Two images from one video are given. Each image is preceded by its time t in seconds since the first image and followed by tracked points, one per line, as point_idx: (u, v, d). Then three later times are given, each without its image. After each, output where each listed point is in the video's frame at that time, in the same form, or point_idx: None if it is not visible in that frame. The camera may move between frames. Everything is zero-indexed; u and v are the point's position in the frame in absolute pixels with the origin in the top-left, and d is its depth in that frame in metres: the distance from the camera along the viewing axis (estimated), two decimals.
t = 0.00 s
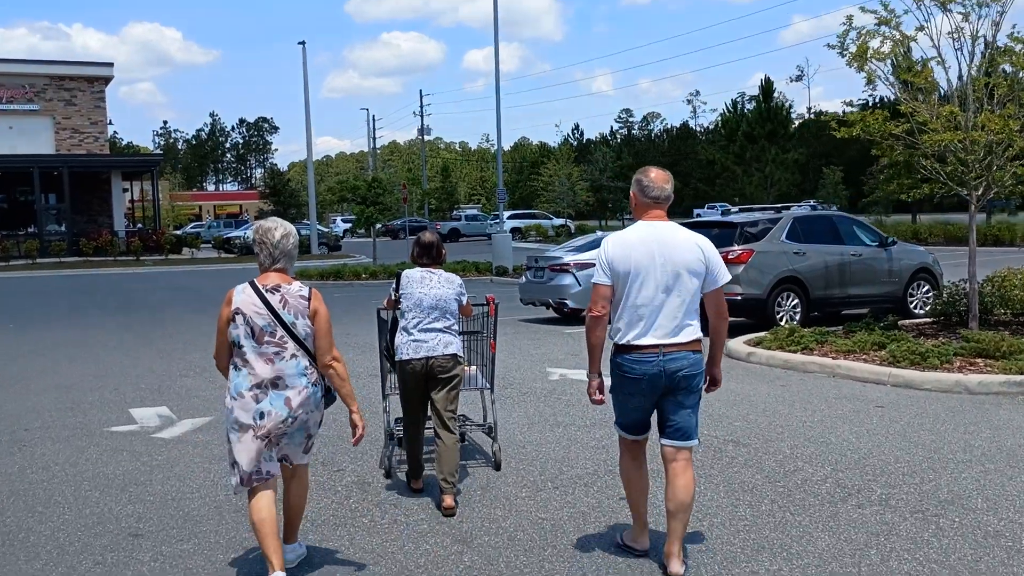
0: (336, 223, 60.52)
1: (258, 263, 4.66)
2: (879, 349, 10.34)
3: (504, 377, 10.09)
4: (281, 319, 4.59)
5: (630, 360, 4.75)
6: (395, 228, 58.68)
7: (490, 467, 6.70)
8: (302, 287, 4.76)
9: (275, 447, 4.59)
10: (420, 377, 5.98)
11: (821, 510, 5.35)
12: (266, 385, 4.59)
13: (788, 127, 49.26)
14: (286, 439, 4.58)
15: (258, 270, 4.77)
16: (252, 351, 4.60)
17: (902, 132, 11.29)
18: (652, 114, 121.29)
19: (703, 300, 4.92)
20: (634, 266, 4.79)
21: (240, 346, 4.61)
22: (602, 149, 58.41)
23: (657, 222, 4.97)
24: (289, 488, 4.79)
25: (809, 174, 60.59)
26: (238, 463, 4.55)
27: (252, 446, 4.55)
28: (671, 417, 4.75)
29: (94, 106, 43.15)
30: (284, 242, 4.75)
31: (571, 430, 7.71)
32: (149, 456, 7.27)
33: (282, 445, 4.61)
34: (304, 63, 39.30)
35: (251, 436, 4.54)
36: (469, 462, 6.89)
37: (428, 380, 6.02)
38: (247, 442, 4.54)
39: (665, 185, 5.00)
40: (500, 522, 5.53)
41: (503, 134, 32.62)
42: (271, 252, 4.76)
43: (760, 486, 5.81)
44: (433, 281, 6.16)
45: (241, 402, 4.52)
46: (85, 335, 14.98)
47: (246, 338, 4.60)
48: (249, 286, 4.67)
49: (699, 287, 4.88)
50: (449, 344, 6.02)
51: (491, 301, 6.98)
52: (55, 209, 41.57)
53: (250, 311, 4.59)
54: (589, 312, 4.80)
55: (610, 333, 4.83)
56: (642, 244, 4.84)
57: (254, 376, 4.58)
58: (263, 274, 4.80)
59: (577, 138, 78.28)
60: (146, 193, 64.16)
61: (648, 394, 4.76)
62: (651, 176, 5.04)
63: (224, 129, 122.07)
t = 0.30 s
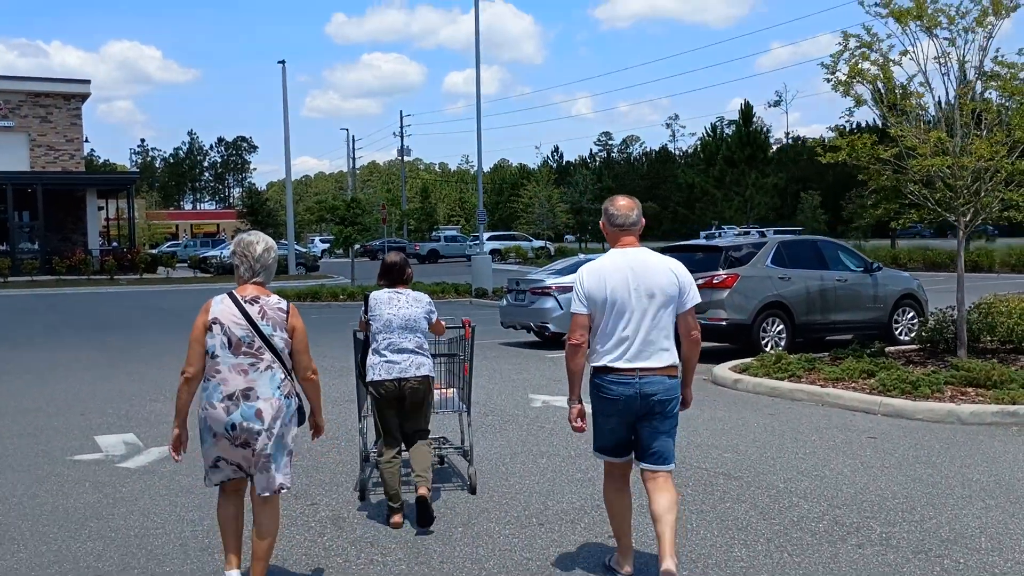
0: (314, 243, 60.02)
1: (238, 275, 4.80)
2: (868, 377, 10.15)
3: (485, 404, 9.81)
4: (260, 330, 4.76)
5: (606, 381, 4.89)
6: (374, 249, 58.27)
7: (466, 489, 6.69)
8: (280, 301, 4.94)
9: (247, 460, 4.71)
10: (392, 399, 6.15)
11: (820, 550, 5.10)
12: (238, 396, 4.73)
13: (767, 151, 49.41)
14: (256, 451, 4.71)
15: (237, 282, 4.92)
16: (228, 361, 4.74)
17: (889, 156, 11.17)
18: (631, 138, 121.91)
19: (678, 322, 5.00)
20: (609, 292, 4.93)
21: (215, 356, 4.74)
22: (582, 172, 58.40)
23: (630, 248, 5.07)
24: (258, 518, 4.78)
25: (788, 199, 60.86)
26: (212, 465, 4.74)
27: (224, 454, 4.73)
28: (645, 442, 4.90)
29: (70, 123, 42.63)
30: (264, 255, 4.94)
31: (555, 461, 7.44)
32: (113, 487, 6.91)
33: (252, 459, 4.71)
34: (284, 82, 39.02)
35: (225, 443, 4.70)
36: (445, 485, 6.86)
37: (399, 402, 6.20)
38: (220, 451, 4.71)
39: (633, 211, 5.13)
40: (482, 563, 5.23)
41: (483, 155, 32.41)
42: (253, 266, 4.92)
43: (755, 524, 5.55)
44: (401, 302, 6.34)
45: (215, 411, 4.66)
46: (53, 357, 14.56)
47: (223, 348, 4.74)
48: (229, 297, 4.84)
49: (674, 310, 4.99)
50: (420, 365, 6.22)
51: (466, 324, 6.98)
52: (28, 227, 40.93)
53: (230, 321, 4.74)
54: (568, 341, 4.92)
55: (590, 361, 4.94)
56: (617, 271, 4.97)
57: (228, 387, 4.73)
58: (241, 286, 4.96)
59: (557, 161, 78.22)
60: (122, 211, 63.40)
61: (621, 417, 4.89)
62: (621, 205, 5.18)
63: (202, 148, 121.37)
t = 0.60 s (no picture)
0: (296, 258, 59.57)
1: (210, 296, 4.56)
2: (862, 395, 9.94)
3: (471, 424, 9.53)
4: (232, 352, 4.51)
5: (591, 390, 5.02)
6: (357, 263, 57.87)
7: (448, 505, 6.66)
8: (253, 319, 4.67)
9: (223, 483, 4.50)
10: (382, 416, 5.94)
11: None
12: (212, 419, 4.51)
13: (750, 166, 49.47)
14: (231, 474, 4.50)
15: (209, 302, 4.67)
16: (201, 384, 4.51)
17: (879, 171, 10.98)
18: (613, 153, 122.37)
19: (663, 333, 5.13)
20: (592, 301, 5.07)
21: (188, 379, 4.51)
22: (565, 187, 58.33)
23: (615, 260, 5.20)
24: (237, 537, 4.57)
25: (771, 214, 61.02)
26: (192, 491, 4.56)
27: (198, 477, 4.51)
28: (640, 450, 5.07)
29: (48, 136, 42.14)
30: (232, 276, 4.65)
31: (545, 484, 7.17)
32: (82, 513, 6.58)
33: (226, 482, 4.50)
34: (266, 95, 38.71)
35: (199, 467, 4.50)
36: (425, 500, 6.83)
37: (388, 419, 6.01)
38: (193, 475, 4.50)
39: (619, 224, 5.25)
40: None
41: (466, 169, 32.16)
42: (225, 286, 4.66)
43: (757, 552, 5.31)
44: (386, 319, 6.11)
45: (187, 435, 4.45)
46: (25, 374, 14.16)
47: (196, 371, 4.50)
48: (199, 319, 4.59)
49: (658, 321, 5.12)
50: (407, 382, 6.02)
51: (449, 338, 6.76)
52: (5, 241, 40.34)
53: (201, 344, 4.49)
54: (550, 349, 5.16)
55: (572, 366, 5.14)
56: (601, 281, 5.12)
57: (200, 411, 4.50)
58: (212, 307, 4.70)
59: (540, 176, 78.15)
60: (101, 225, 62.71)
61: (614, 426, 4.98)
62: (609, 218, 5.30)
63: (183, 162, 120.64)
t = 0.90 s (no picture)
0: (279, 269, 59.11)
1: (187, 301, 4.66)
2: (862, 408, 9.72)
3: (462, 439, 9.26)
4: (208, 357, 4.58)
5: (596, 400, 5.00)
6: (341, 274, 57.47)
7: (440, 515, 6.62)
8: (227, 325, 4.75)
9: (203, 489, 4.52)
10: (370, 420, 6.09)
11: None
12: (191, 424, 4.54)
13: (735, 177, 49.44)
14: (213, 478, 4.52)
15: (185, 311, 4.77)
16: (178, 390, 4.56)
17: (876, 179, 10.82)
18: (598, 164, 122.58)
19: (660, 343, 5.16)
20: (597, 311, 5.06)
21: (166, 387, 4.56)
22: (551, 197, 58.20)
23: (618, 271, 5.20)
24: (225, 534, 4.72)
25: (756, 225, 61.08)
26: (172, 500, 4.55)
27: (178, 485, 4.50)
28: (635, 453, 5.10)
29: (29, 145, 41.64)
30: (207, 284, 4.76)
31: (542, 502, 6.91)
32: (56, 535, 6.27)
33: (208, 487, 4.52)
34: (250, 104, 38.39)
35: (179, 474, 4.50)
36: (415, 510, 6.79)
37: (377, 424, 6.14)
38: (174, 481, 4.50)
39: (624, 236, 5.25)
40: None
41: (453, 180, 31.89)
42: (202, 294, 4.78)
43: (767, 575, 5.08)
44: (380, 326, 6.29)
45: (166, 441, 4.46)
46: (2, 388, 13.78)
47: (173, 377, 4.56)
48: (175, 326, 4.67)
49: (657, 332, 5.14)
50: (398, 388, 6.17)
51: (440, 349, 6.62)
52: None
53: (177, 350, 4.57)
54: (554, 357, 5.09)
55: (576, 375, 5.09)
56: (605, 290, 5.11)
57: (179, 416, 4.53)
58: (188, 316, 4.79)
59: (525, 187, 78.01)
60: (82, 236, 62.03)
61: (616, 433, 5.01)
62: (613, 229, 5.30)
63: (165, 173, 119.90)
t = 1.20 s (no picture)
0: (270, 271, 58.78)
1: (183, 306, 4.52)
2: (867, 413, 9.51)
3: (459, 446, 9.02)
4: (200, 363, 4.41)
5: (591, 400, 5.16)
6: (332, 277, 57.18)
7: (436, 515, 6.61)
8: (225, 331, 4.56)
9: (190, 495, 4.36)
10: (358, 428, 5.92)
11: None
12: (182, 428, 4.40)
13: (727, 179, 49.36)
14: (202, 485, 4.37)
15: (183, 315, 4.62)
16: (170, 394, 4.41)
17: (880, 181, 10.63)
18: (589, 166, 122.84)
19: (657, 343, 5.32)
20: (596, 314, 5.20)
21: (158, 390, 4.43)
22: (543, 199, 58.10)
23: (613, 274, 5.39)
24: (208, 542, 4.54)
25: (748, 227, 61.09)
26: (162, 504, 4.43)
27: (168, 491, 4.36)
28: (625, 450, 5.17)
29: (16, 147, 41.25)
30: (208, 288, 4.62)
31: (545, 513, 6.67)
32: (38, 550, 5.99)
33: (195, 494, 4.36)
34: (240, 105, 38.10)
35: (166, 480, 4.36)
36: (411, 510, 6.77)
37: (364, 429, 5.96)
38: (163, 487, 4.36)
39: (619, 241, 5.44)
40: None
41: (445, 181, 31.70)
42: (200, 298, 4.62)
43: None
44: (369, 332, 6.07)
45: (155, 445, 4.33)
46: None
47: (165, 381, 4.42)
48: (171, 331, 4.53)
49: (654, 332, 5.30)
50: (386, 394, 5.96)
51: (437, 349, 6.56)
52: None
53: (169, 353, 4.42)
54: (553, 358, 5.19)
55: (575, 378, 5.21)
56: (604, 293, 5.26)
57: (170, 420, 4.39)
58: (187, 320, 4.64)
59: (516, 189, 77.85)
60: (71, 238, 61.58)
61: (606, 431, 5.15)
62: (607, 234, 5.48)
63: (155, 175, 119.51)
